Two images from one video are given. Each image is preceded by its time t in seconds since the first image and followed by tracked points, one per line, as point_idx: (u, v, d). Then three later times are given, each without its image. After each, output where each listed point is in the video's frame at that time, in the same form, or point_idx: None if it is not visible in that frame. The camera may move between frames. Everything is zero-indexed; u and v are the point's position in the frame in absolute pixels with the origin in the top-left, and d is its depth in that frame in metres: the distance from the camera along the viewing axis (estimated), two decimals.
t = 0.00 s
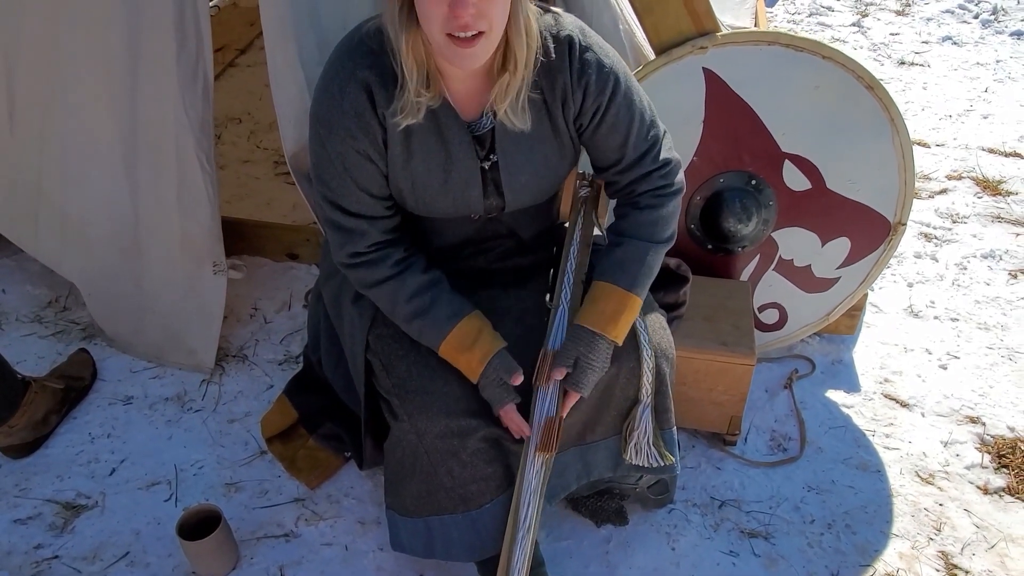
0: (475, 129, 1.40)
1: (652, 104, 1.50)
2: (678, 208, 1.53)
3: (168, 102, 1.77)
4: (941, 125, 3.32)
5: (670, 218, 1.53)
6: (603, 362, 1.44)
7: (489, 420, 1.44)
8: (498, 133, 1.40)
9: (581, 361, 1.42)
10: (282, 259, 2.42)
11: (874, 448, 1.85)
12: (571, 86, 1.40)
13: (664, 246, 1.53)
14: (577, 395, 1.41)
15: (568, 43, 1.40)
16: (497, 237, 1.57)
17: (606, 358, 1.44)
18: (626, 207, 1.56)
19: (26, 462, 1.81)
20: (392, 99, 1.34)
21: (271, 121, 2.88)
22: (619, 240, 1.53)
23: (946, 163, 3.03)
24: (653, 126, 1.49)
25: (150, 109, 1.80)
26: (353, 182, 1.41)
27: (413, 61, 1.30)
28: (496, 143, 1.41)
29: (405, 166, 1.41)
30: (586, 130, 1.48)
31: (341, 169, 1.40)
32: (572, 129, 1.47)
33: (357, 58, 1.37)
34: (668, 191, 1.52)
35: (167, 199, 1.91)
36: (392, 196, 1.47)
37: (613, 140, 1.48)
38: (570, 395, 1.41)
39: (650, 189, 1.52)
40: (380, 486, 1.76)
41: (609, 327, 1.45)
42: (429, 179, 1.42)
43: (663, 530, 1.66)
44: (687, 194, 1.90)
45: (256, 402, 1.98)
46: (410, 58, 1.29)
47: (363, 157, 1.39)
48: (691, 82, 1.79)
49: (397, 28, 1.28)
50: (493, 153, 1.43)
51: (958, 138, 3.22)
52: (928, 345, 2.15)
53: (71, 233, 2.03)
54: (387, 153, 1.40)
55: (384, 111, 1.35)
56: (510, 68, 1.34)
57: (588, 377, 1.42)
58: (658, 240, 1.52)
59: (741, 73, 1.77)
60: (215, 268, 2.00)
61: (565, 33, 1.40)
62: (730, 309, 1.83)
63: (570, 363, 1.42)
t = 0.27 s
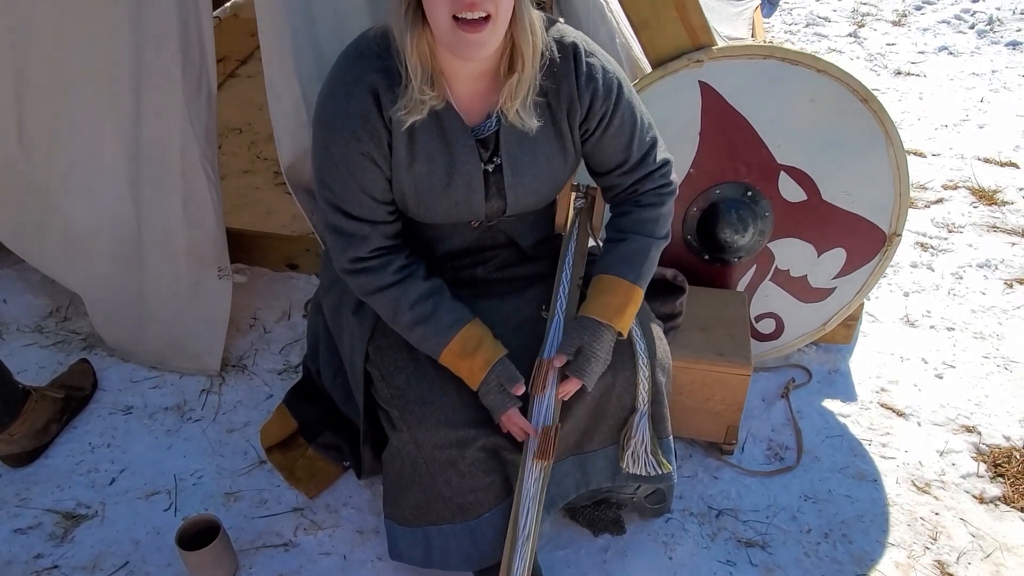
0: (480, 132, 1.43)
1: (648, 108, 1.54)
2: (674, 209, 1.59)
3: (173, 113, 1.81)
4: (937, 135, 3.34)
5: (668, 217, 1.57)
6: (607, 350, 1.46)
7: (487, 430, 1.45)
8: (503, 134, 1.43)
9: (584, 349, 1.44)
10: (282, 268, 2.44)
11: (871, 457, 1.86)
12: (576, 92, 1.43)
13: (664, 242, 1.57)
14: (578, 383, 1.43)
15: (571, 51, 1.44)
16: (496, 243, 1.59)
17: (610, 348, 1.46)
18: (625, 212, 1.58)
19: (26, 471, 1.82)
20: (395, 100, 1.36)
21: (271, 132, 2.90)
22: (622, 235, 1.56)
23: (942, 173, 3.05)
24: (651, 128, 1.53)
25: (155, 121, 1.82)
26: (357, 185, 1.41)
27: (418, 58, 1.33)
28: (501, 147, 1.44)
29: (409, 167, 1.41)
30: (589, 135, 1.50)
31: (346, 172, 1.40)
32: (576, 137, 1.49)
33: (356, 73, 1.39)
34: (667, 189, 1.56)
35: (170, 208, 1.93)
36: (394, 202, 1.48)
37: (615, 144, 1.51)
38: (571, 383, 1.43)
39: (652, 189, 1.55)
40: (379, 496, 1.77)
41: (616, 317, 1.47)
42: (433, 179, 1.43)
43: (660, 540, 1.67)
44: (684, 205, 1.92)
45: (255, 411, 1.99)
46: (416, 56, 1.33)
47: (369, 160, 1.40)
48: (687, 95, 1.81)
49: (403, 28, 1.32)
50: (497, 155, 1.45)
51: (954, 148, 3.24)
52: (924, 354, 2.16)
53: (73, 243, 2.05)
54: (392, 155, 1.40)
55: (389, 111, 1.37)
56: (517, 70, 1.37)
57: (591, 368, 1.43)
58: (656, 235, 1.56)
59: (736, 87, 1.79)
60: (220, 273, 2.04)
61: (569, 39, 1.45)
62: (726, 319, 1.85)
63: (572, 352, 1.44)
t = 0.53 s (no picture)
0: (481, 147, 1.46)
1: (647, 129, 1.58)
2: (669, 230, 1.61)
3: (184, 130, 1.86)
4: (934, 145, 3.37)
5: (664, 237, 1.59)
6: (608, 371, 1.49)
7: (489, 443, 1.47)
8: (506, 149, 1.46)
9: (584, 370, 1.46)
10: (285, 280, 2.46)
11: (868, 467, 1.88)
12: (579, 107, 1.46)
13: (661, 262, 1.59)
14: (578, 402, 1.45)
15: (574, 69, 1.48)
16: (497, 256, 1.63)
17: (611, 367, 1.48)
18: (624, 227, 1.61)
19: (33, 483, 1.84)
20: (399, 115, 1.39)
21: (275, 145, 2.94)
22: (621, 259, 1.57)
23: (939, 183, 3.08)
24: (649, 147, 1.57)
25: (164, 137, 1.87)
26: (353, 197, 1.45)
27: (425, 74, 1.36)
28: (502, 160, 1.46)
29: (410, 183, 1.45)
30: (589, 152, 1.53)
31: (344, 184, 1.44)
32: (577, 153, 1.52)
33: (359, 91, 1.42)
34: (664, 209, 1.59)
35: (179, 222, 1.98)
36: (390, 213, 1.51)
37: (614, 162, 1.54)
38: (571, 401, 1.45)
39: (649, 208, 1.58)
40: (382, 506, 1.79)
41: (618, 338, 1.49)
42: (434, 193, 1.46)
43: (660, 549, 1.69)
44: (683, 219, 1.95)
45: (260, 422, 2.01)
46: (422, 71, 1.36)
47: (366, 172, 1.43)
48: (685, 112, 1.84)
49: (410, 46, 1.36)
50: (499, 169, 1.48)
51: (951, 158, 3.27)
52: (921, 364, 2.18)
53: (80, 257, 2.09)
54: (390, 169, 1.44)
55: (392, 127, 1.40)
56: (521, 84, 1.41)
57: (592, 387, 1.46)
58: (653, 256, 1.58)
59: (735, 103, 1.82)
60: (227, 282, 2.10)
61: (572, 58, 1.49)
62: (724, 331, 1.87)
63: (573, 371, 1.46)
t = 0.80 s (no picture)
0: (485, 153, 1.47)
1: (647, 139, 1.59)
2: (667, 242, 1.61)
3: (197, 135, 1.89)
4: (936, 151, 3.38)
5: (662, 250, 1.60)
6: (612, 383, 1.50)
7: (492, 448, 1.48)
8: (508, 154, 1.46)
9: (588, 382, 1.47)
10: (290, 286, 2.51)
11: (870, 473, 1.89)
12: (580, 115, 1.47)
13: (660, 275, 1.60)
14: (579, 413, 1.46)
15: (575, 78, 1.49)
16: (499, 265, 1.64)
17: (614, 379, 1.49)
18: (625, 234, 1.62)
19: (38, 487, 1.84)
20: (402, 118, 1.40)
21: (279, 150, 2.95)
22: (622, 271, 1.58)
23: (940, 189, 3.08)
24: (648, 158, 1.58)
25: (178, 140, 1.90)
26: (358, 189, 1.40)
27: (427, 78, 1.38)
28: (503, 164, 1.47)
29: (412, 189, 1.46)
30: (590, 161, 1.54)
31: (348, 173, 1.40)
32: (578, 160, 1.53)
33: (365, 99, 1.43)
34: (662, 220, 1.59)
35: (190, 225, 2.01)
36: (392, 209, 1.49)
37: (614, 171, 1.55)
38: (574, 412, 1.46)
39: (646, 220, 1.59)
40: (385, 511, 1.80)
41: (622, 350, 1.50)
42: (437, 195, 1.46)
43: (662, 555, 1.69)
44: (685, 226, 1.96)
45: (263, 427, 2.02)
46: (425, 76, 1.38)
47: (372, 160, 1.40)
48: (687, 120, 1.85)
49: (415, 51, 1.38)
50: (500, 173, 1.49)
51: (952, 165, 3.28)
52: (923, 370, 2.19)
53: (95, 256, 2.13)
54: (394, 164, 1.43)
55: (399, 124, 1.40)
56: (523, 88, 1.42)
57: (595, 399, 1.47)
58: (653, 269, 1.59)
59: (737, 111, 1.83)
60: (235, 286, 2.11)
61: (574, 66, 1.50)
62: (727, 337, 1.88)
63: (578, 383, 1.46)
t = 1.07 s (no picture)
0: (484, 160, 1.47)
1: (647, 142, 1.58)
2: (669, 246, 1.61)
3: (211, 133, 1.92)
4: (935, 156, 3.39)
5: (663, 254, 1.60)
6: (614, 387, 1.51)
7: (493, 452, 1.47)
8: (507, 158, 1.46)
9: (590, 386, 1.48)
10: (290, 289, 2.48)
11: (871, 477, 1.89)
12: (581, 119, 1.47)
13: (661, 278, 1.60)
14: (580, 416, 1.47)
15: (575, 82, 1.48)
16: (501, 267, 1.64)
17: (615, 383, 1.50)
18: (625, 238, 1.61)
19: (39, 490, 1.84)
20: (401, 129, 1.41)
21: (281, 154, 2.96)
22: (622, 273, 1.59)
23: (940, 193, 3.09)
24: (649, 161, 1.57)
25: (191, 141, 1.94)
26: (349, 205, 1.48)
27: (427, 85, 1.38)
28: (503, 170, 1.47)
29: (411, 194, 1.47)
30: (590, 166, 1.54)
31: (340, 194, 1.47)
32: (578, 165, 1.53)
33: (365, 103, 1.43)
34: (661, 224, 1.59)
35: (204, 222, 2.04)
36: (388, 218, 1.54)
37: (615, 177, 1.54)
38: (575, 415, 1.47)
39: (647, 225, 1.58)
40: (386, 515, 1.80)
41: (623, 354, 1.51)
42: (434, 205, 1.48)
43: (663, 558, 1.69)
44: (686, 229, 1.97)
45: (264, 430, 2.02)
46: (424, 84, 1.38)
47: (363, 186, 1.46)
48: (688, 124, 1.86)
49: (414, 59, 1.38)
50: (501, 180, 1.49)
51: (953, 169, 3.28)
52: (923, 374, 2.19)
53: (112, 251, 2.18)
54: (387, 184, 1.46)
55: (395, 143, 1.42)
56: (523, 96, 1.42)
57: (596, 403, 1.48)
58: (653, 273, 1.59)
59: (737, 116, 1.84)
60: (245, 284, 2.15)
61: (574, 71, 1.49)
62: (727, 341, 1.88)
63: (579, 387, 1.48)
